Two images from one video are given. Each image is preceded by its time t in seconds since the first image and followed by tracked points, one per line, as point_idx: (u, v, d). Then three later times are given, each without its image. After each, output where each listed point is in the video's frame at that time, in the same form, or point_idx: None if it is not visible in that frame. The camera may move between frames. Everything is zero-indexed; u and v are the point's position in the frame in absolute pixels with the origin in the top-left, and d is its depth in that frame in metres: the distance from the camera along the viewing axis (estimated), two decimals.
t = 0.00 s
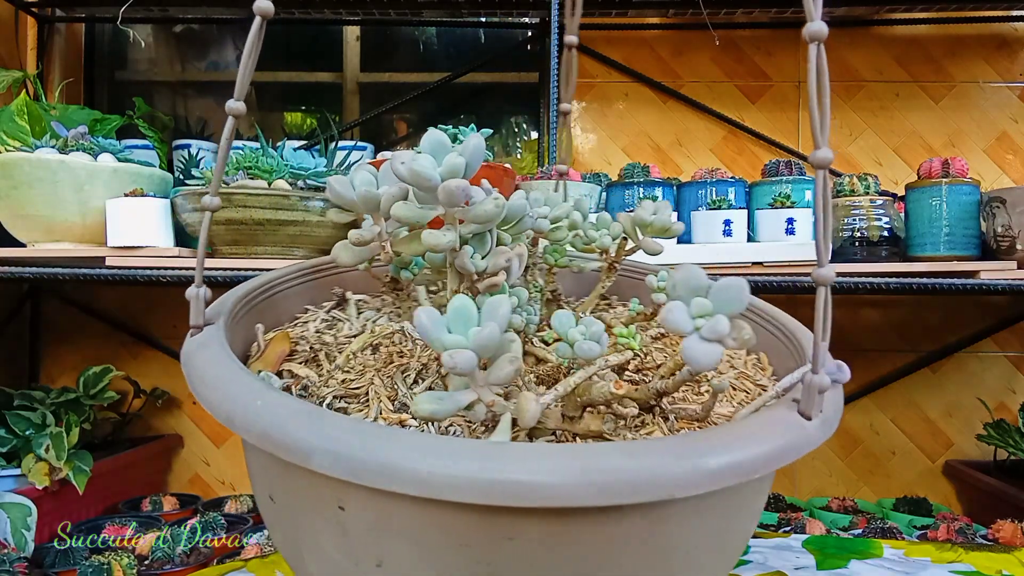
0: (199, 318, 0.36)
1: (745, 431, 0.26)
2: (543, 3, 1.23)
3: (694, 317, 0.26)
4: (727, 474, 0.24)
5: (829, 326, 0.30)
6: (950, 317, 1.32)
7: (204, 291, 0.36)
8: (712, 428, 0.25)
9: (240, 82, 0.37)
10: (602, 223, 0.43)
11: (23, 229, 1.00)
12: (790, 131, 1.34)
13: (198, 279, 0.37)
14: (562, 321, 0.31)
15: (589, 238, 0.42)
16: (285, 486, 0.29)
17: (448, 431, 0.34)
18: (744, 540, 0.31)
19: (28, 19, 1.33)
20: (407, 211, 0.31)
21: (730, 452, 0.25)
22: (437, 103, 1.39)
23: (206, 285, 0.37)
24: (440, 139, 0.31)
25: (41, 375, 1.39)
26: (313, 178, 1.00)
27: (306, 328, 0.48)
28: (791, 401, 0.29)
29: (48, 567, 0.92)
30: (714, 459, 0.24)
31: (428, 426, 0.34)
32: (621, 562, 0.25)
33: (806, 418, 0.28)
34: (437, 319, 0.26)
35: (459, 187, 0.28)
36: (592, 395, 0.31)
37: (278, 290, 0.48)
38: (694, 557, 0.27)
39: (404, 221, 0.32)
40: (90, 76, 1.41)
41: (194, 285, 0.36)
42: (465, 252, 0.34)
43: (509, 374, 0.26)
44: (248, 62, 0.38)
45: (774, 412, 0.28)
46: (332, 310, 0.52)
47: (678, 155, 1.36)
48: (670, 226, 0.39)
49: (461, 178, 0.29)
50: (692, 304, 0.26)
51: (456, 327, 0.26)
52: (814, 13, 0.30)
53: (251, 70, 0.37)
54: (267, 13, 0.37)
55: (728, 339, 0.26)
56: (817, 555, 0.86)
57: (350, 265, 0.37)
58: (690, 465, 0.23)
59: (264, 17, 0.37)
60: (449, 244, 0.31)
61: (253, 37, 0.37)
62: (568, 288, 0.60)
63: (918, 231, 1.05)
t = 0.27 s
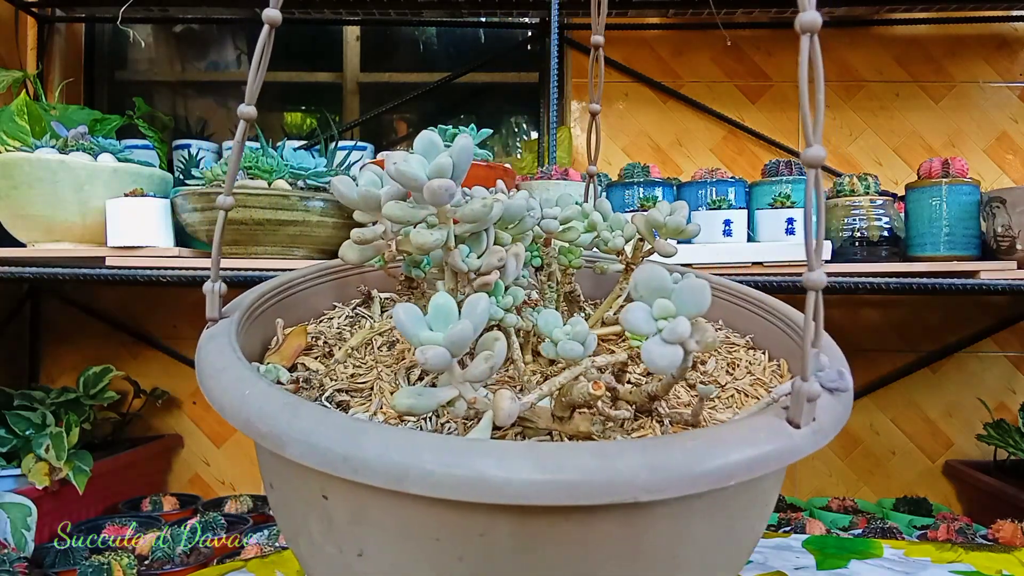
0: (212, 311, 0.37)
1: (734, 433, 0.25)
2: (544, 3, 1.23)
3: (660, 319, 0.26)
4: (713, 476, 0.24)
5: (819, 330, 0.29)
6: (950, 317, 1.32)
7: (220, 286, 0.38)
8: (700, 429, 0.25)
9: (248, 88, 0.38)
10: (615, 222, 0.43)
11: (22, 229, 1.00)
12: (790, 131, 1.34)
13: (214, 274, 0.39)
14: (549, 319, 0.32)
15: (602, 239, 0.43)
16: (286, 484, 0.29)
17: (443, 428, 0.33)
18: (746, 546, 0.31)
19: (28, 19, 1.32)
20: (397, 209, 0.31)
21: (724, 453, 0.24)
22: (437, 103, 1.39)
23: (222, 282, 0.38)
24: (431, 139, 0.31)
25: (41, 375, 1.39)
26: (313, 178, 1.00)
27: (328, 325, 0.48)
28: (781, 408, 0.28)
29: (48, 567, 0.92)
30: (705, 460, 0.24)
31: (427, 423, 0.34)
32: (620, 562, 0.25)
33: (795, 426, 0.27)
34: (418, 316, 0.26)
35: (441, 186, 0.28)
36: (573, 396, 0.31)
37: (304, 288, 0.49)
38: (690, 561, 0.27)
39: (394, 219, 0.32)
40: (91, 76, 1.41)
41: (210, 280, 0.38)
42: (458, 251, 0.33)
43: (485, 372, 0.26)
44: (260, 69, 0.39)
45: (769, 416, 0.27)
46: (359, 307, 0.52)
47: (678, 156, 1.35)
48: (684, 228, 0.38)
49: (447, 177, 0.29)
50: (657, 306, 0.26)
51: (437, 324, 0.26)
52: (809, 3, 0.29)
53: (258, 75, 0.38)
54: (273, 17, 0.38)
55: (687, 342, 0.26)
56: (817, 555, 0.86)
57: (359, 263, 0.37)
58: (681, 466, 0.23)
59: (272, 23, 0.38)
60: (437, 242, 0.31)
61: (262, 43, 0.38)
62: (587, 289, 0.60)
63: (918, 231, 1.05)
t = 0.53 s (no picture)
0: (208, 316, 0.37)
1: (732, 434, 0.25)
2: (544, 3, 1.23)
3: (653, 321, 0.26)
4: (709, 479, 0.24)
5: (818, 331, 0.29)
6: (950, 317, 1.32)
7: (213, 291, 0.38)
8: (696, 431, 0.25)
9: (240, 91, 0.38)
10: (611, 221, 0.43)
11: (22, 229, 1.00)
12: (790, 131, 1.34)
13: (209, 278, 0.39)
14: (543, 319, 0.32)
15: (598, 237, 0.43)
16: (284, 487, 0.29)
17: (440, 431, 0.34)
18: (745, 548, 0.31)
19: (28, 18, 1.32)
20: (390, 211, 0.31)
21: (721, 455, 0.24)
22: (437, 103, 1.39)
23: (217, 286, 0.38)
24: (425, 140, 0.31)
25: (41, 375, 1.39)
26: (313, 178, 1.00)
27: (324, 326, 0.48)
28: (780, 408, 0.28)
29: (48, 567, 0.92)
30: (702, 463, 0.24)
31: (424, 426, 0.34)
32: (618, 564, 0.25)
33: (793, 427, 0.27)
34: (409, 320, 0.26)
35: (436, 190, 0.28)
36: (569, 398, 0.30)
37: (299, 290, 0.49)
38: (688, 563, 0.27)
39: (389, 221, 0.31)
40: (91, 76, 1.41)
41: (204, 284, 0.38)
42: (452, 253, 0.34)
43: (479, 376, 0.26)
44: (251, 72, 0.39)
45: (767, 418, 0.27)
46: (355, 307, 0.52)
47: (678, 155, 1.35)
48: (680, 226, 0.38)
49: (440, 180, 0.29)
50: (651, 307, 0.26)
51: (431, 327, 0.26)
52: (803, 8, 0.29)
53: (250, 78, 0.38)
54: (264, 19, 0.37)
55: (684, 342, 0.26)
56: (817, 555, 0.86)
57: (354, 266, 0.37)
58: (678, 468, 0.23)
59: (263, 27, 0.38)
60: (431, 244, 0.31)
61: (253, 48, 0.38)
62: (585, 288, 0.60)
63: (918, 232, 1.05)
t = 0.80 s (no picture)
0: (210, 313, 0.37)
1: (729, 421, 0.25)
2: (544, 3, 1.23)
3: (655, 305, 0.26)
4: (711, 464, 0.24)
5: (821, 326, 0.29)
6: (950, 317, 1.32)
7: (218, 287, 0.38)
8: (695, 417, 0.25)
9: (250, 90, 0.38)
10: (607, 224, 0.43)
11: (23, 229, 1.00)
12: (791, 131, 1.34)
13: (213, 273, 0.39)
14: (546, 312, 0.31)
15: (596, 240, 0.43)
16: (285, 479, 0.29)
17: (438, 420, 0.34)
18: (744, 538, 0.31)
19: (28, 19, 1.32)
20: (395, 208, 0.31)
21: (721, 441, 0.24)
22: (437, 103, 1.39)
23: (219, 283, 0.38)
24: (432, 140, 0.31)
25: (41, 375, 1.39)
26: (313, 178, 1.00)
27: (325, 329, 0.49)
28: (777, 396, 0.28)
29: (48, 567, 0.92)
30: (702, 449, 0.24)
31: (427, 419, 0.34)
32: (620, 555, 0.25)
33: (790, 414, 0.27)
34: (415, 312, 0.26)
35: (441, 183, 0.28)
36: (571, 388, 0.31)
37: (301, 293, 0.49)
38: (689, 551, 0.27)
39: (396, 218, 0.31)
40: (91, 76, 1.41)
41: (207, 283, 0.38)
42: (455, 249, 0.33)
43: (485, 365, 0.26)
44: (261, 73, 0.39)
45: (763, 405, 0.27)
46: (354, 313, 0.52)
47: (678, 156, 1.35)
48: (676, 228, 0.38)
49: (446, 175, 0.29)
50: (653, 292, 0.26)
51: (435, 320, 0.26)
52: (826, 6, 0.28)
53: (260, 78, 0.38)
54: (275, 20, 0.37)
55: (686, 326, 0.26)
56: (817, 555, 0.86)
57: (356, 265, 0.37)
58: (678, 453, 0.23)
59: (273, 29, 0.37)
60: (434, 240, 0.31)
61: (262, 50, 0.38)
62: (581, 292, 0.60)
63: (918, 232, 1.05)
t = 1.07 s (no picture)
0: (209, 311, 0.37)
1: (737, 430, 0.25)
2: (544, 3, 1.23)
3: (676, 313, 0.26)
4: (726, 468, 0.24)
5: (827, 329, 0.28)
6: (950, 317, 1.32)
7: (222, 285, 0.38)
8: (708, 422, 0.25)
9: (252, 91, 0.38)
10: (610, 225, 0.43)
11: (22, 229, 1.00)
12: (790, 131, 1.34)
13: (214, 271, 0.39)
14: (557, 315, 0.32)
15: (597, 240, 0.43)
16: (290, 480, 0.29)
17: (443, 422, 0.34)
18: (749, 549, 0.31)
19: (28, 18, 1.32)
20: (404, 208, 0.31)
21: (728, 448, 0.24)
22: (438, 103, 1.39)
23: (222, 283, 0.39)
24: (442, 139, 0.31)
25: (41, 376, 1.39)
26: (313, 178, 1.00)
27: (322, 326, 0.48)
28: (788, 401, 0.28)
29: (48, 567, 0.92)
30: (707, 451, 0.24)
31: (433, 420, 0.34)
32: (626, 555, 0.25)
33: (801, 419, 0.27)
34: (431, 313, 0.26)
35: (456, 184, 0.28)
36: (582, 391, 0.31)
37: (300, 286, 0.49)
38: (690, 555, 0.27)
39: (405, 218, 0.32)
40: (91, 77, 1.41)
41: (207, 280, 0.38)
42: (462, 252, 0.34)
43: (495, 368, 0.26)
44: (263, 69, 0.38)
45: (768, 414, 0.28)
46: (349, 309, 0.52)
47: (677, 156, 1.35)
48: (678, 229, 0.39)
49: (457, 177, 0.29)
50: (674, 299, 0.26)
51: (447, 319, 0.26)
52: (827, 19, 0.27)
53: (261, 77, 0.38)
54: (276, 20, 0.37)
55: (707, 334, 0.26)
56: (817, 555, 0.86)
57: (360, 264, 0.37)
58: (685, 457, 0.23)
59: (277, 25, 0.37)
60: (445, 240, 0.31)
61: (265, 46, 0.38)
62: (581, 292, 0.60)
63: (918, 232, 1.05)
